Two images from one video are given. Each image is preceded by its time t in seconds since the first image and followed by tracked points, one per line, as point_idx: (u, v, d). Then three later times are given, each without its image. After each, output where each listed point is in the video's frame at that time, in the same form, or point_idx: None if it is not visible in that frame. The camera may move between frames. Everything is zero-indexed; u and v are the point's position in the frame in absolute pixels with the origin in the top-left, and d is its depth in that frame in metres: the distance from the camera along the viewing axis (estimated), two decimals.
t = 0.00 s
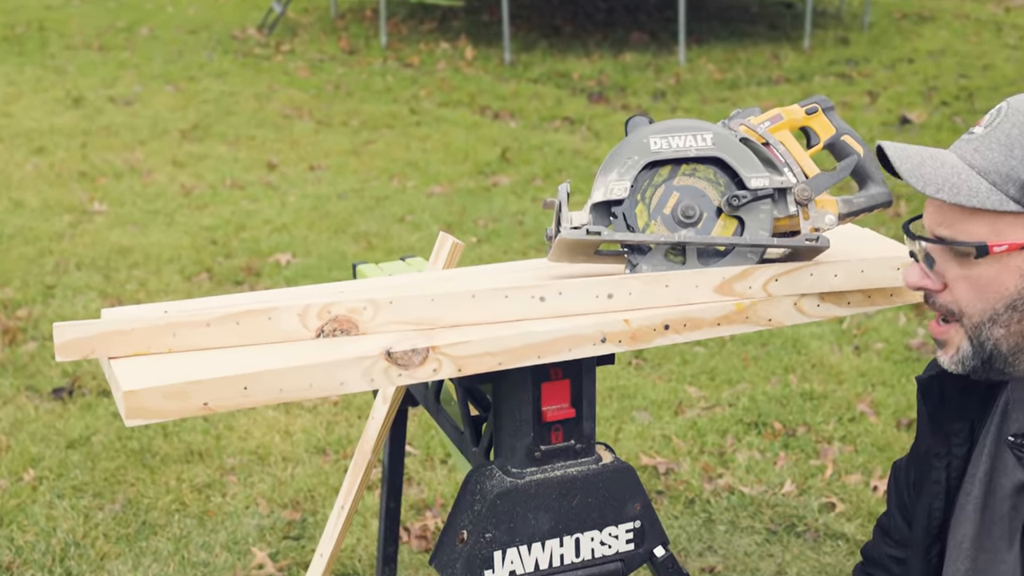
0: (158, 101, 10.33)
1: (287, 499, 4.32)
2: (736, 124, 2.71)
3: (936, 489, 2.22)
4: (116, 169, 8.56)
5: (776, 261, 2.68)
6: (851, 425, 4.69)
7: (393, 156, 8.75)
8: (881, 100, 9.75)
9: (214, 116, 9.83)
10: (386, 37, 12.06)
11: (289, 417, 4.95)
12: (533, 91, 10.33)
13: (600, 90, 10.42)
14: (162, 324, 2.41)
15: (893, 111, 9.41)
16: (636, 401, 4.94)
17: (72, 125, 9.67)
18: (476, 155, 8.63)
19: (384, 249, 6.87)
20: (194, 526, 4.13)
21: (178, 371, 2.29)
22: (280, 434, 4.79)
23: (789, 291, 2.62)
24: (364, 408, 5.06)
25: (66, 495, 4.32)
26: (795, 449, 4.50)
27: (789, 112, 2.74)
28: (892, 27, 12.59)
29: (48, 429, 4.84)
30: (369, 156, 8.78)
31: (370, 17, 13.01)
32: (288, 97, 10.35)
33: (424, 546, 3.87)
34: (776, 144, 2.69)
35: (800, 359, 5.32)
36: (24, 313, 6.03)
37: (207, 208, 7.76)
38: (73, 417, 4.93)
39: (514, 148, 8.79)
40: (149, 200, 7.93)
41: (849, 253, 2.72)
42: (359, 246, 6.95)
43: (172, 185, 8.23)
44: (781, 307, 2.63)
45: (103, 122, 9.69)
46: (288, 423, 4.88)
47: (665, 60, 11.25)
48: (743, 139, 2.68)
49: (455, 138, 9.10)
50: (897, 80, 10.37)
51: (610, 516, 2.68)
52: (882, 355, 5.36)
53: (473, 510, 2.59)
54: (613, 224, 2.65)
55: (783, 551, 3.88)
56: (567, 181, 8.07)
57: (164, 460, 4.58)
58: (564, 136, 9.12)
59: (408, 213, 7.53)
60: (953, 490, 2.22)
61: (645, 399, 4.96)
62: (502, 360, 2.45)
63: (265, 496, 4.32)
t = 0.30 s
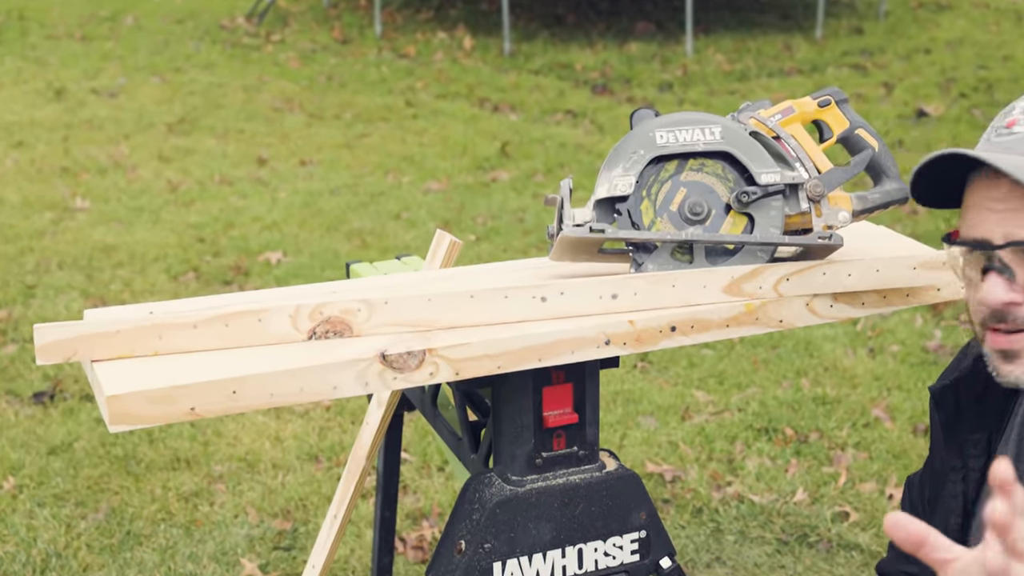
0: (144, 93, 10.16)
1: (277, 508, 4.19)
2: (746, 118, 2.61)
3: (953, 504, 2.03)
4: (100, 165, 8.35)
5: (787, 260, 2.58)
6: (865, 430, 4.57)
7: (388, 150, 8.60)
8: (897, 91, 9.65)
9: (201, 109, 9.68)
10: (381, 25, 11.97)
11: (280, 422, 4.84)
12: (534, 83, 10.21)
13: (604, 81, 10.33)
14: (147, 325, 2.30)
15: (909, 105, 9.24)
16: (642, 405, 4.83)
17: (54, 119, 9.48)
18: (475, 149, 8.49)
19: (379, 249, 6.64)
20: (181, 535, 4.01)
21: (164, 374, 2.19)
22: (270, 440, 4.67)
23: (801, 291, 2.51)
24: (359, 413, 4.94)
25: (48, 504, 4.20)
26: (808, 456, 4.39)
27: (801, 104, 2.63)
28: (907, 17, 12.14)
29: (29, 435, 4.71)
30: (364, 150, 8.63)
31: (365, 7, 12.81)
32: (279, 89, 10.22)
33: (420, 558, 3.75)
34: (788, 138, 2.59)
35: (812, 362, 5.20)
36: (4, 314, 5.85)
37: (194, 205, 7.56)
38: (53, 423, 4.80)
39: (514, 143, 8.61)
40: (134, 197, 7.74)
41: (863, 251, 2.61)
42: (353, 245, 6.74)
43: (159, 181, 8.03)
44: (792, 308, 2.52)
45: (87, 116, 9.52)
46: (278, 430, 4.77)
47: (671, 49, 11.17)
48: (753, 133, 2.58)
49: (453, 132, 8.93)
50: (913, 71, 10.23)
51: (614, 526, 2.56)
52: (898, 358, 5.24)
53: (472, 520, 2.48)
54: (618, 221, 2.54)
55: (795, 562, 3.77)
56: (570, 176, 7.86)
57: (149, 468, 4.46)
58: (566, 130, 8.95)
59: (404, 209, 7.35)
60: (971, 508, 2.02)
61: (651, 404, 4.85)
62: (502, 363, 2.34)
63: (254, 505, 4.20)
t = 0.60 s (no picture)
0: (129, 85, 9.90)
1: (267, 517, 4.06)
2: (755, 111, 2.51)
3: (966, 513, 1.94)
4: (83, 159, 8.17)
5: (799, 259, 2.47)
6: (880, 436, 4.46)
7: (382, 145, 8.36)
8: (913, 83, 9.21)
9: (188, 102, 9.39)
10: (375, 14, 11.39)
11: (270, 427, 4.69)
12: (535, 75, 9.80)
13: (607, 74, 9.85)
14: (133, 326, 2.20)
15: (926, 97, 8.86)
16: (647, 410, 4.71)
17: (35, 111, 9.25)
18: (473, 143, 8.22)
19: (373, 247, 6.52)
20: (167, 545, 3.88)
21: (149, 377, 2.09)
22: (261, 446, 4.53)
23: (813, 291, 2.42)
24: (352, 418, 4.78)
25: (29, 513, 4.08)
26: (819, 463, 4.29)
27: (812, 97, 2.54)
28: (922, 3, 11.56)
29: (10, 440, 4.58)
30: (357, 145, 8.38)
31: None
32: (269, 82, 9.86)
33: (416, 568, 3.64)
34: (800, 132, 2.49)
35: (826, 365, 5.09)
36: None
37: (181, 202, 7.39)
38: (34, 428, 4.67)
39: (514, 136, 8.34)
40: (118, 193, 7.58)
41: (877, 250, 2.52)
42: (346, 243, 6.59)
43: (144, 177, 7.85)
44: (803, 309, 2.42)
45: (69, 109, 9.30)
46: (269, 436, 4.61)
47: (678, 40, 10.58)
48: (763, 127, 2.48)
49: (450, 125, 8.67)
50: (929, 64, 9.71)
51: (618, 536, 2.46)
52: (914, 361, 5.12)
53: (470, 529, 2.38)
54: (622, 219, 2.44)
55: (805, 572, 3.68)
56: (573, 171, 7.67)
57: (135, 476, 4.33)
58: (568, 123, 8.66)
59: (399, 206, 7.19)
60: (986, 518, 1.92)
61: (656, 408, 4.74)
62: (501, 366, 2.24)
63: (244, 514, 4.07)
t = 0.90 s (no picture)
0: (114, 77, 9.57)
1: (258, 526, 3.88)
2: (765, 104, 2.42)
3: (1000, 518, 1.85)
4: (66, 155, 7.92)
5: (810, 258, 2.39)
6: (894, 442, 4.32)
7: (378, 139, 8.15)
8: (929, 75, 8.92)
9: (176, 95, 9.13)
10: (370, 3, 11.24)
11: (261, 434, 4.47)
12: (535, 66, 9.60)
13: (612, 64, 9.70)
14: (118, 328, 2.11)
15: (942, 89, 8.62)
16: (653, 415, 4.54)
17: (15, 106, 8.93)
18: (472, 137, 8.06)
19: (368, 245, 6.36)
20: (154, 556, 3.71)
21: (134, 381, 1.99)
22: (251, 453, 4.32)
23: (824, 291, 2.32)
24: (346, 422, 4.58)
25: (9, 523, 3.89)
26: (832, 470, 4.17)
27: (825, 89, 2.44)
28: None
29: None
30: (351, 139, 8.18)
31: None
32: (261, 74, 9.61)
33: None
34: (811, 126, 2.39)
35: (839, 369, 4.92)
36: None
37: (169, 198, 7.17)
38: (15, 435, 4.45)
39: (514, 131, 8.19)
40: (103, 188, 7.34)
41: (891, 248, 2.43)
42: (339, 241, 6.44)
43: (130, 173, 7.61)
44: (816, 310, 2.33)
45: (51, 102, 9.01)
46: (259, 441, 4.42)
47: (684, 30, 10.35)
48: (773, 121, 2.38)
49: (448, 119, 8.47)
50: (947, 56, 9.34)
51: (622, 545, 2.38)
52: (930, 364, 4.95)
53: (468, 539, 2.29)
54: (627, 216, 2.35)
55: None
56: (576, 167, 7.54)
57: (119, 483, 4.14)
58: (570, 117, 8.49)
59: (395, 203, 7.03)
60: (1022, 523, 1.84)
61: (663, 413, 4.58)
62: (501, 369, 2.15)
63: (233, 523, 3.89)
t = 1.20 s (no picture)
0: (99, 69, 9.42)
1: (249, 535, 3.77)
2: (775, 97, 2.33)
3: None
4: (49, 150, 7.80)
5: (821, 257, 2.30)
6: (908, 448, 4.18)
7: (372, 133, 8.06)
8: (944, 68, 8.57)
9: (163, 87, 9.01)
10: None
11: (251, 439, 4.35)
12: (536, 58, 9.51)
13: (615, 56, 9.59)
14: (103, 329, 2.02)
15: (958, 83, 8.26)
16: (657, 420, 4.40)
17: None
18: (471, 132, 7.97)
19: (362, 244, 6.27)
20: (141, 566, 3.61)
21: (120, 384, 1.90)
22: (241, 459, 4.21)
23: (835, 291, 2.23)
24: (339, 427, 4.45)
25: None
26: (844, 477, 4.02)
27: (836, 82, 2.36)
28: None
29: None
30: (345, 134, 8.07)
31: None
32: (251, 65, 9.47)
33: None
34: (822, 119, 2.31)
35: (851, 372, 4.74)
36: None
37: (155, 195, 7.07)
38: None
39: (514, 125, 8.11)
40: (88, 185, 7.24)
41: (905, 247, 2.34)
42: (333, 240, 6.35)
43: (115, 168, 7.50)
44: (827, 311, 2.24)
45: (34, 94, 8.86)
46: (249, 447, 4.30)
47: (691, 20, 10.26)
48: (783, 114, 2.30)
49: (445, 113, 8.38)
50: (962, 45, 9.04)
51: (626, 555, 2.29)
52: (945, 367, 4.78)
53: (467, 548, 2.20)
54: (631, 213, 2.26)
55: None
56: (579, 162, 7.44)
57: (105, 490, 4.01)
58: (573, 111, 8.41)
59: (390, 200, 6.93)
60: None
61: (667, 417, 4.41)
62: (501, 372, 2.07)
63: (222, 532, 3.78)
